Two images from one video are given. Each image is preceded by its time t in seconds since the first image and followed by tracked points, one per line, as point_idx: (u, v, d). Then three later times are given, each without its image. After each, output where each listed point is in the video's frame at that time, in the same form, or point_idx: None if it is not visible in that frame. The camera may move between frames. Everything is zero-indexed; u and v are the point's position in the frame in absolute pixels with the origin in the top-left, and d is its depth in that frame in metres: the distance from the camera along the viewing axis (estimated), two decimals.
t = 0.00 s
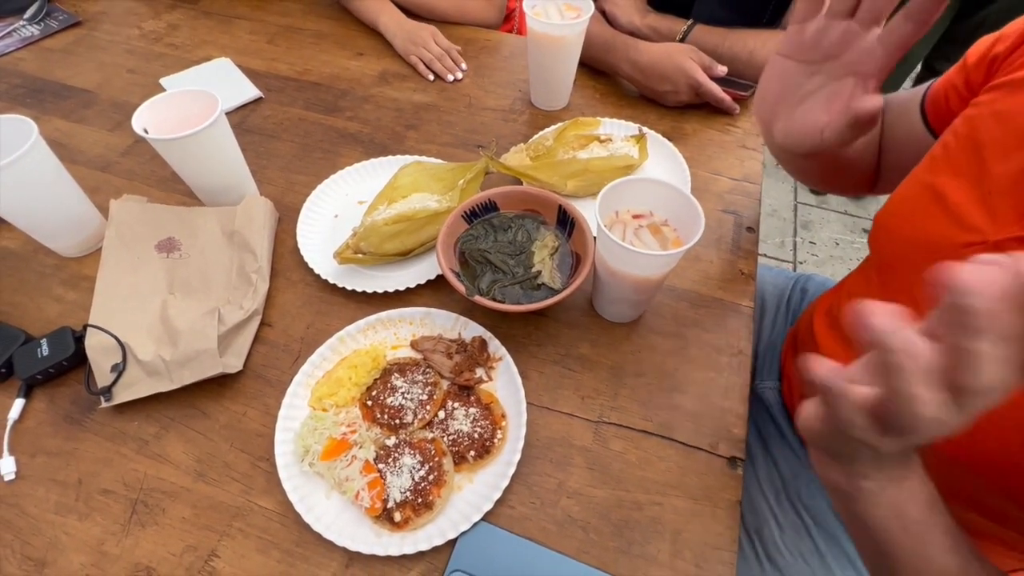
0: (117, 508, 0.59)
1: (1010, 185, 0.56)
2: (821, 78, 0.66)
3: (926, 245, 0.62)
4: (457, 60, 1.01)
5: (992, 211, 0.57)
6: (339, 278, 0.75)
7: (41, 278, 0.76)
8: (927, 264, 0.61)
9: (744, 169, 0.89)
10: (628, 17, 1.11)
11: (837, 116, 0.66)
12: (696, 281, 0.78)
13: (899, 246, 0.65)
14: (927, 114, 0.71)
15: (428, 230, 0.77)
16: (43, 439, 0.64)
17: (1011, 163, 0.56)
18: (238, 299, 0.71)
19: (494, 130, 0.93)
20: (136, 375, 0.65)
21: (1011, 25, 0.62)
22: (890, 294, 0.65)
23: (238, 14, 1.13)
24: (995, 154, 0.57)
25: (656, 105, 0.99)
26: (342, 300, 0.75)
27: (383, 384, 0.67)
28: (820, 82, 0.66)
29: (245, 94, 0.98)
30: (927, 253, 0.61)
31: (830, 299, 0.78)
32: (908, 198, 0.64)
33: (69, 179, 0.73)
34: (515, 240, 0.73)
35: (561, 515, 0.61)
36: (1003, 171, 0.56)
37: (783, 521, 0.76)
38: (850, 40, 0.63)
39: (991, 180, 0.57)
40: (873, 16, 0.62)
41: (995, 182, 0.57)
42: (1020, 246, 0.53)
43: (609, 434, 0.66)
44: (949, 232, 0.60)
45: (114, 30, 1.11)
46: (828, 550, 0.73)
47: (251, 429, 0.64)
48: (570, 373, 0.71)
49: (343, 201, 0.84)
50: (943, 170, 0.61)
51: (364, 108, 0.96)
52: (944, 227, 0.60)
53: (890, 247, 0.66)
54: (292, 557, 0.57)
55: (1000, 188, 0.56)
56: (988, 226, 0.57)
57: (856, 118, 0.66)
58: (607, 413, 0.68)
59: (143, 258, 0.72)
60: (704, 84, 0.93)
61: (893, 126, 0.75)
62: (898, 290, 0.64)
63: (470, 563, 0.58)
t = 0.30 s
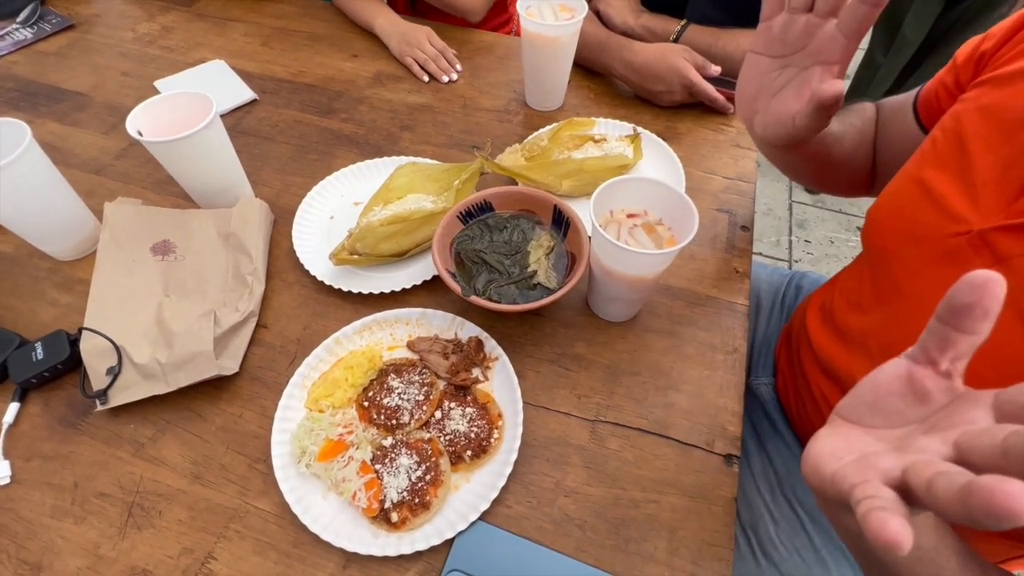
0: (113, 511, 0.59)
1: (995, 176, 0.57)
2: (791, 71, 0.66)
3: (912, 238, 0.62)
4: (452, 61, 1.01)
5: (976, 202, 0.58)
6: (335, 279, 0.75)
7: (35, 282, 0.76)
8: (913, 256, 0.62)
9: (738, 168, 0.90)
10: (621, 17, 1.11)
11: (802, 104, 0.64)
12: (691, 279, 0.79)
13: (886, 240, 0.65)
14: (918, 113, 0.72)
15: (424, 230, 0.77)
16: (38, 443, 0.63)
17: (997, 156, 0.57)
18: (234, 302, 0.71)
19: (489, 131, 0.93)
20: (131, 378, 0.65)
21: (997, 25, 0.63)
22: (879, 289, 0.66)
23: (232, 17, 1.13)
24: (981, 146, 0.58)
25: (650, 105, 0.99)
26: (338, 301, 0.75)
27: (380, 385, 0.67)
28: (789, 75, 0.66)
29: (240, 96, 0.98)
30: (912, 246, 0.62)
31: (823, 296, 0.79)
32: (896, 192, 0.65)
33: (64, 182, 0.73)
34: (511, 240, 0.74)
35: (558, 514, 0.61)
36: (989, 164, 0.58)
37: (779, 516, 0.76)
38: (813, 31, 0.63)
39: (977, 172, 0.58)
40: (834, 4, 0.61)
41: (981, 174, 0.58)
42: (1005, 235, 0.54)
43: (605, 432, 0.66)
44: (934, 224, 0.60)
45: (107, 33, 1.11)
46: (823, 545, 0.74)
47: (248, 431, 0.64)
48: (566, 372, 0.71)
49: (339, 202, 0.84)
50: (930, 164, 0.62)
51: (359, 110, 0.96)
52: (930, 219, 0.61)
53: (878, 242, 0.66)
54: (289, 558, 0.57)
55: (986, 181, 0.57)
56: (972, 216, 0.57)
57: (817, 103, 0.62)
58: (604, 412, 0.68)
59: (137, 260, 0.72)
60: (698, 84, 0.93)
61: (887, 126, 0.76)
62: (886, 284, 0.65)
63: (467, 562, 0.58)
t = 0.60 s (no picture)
0: (107, 517, 0.59)
1: (991, 178, 0.57)
2: (798, 100, 0.69)
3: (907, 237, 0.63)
4: (446, 63, 1.01)
5: (972, 204, 0.58)
6: (329, 281, 0.75)
7: (27, 287, 0.75)
8: (908, 255, 0.62)
9: (731, 167, 0.90)
10: (614, 18, 1.11)
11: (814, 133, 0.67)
12: (685, 279, 0.79)
13: (880, 238, 0.66)
14: (917, 112, 0.72)
15: (419, 232, 0.77)
16: (31, 450, 0.63)
17: (993, 157, 0.57)
18: (227, 306, 0.71)
19: (483, 133, 0.93)
20: (125, 383, 0.64)
21: (999, 21, 0.63)
22: (872, 286, 0.67)
23: (224, 20, 1.13)
24: (977, 146, 0.59)
25: (643, 105, 1.00)
26: (332, 304, 0.75)
27: (375, 388, 0.67)
28: (795, 104, 0.69)
29: (232, 99, 0.97)
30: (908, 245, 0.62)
31: (817, 294, 0.79)
32: (893, 190, 0.65)
33: (55, 187, 0.72)
34: (505, 241, 0.74)
35: (554, 514, 0.61)
36: (985, 165, 0.58)
37: (775, 514, 0.77)
38: (822, 65, 0.66)
39: (973, 173, 0.58)
40: (841, 42, 0.64)
41: (977, 176, 0.58)
42: (1000, 239, 0.55)
43: (601, 432, 0.66)
44: (930, 225, 0.60)
45: (98, 37, 1.10)
46: (819, 543, 0.74)
47: (243, 435, 0.64)
48: (561, 372, 0.71)
49: (332, 205, 0.83)
50: (927, 162, 0.62)
51: (352, 112, 0.96)
52: (926, 219, 0.61)
53: (873, 240, 0.66)
54: (285, 562, 0.57)
55: (982, 183, 0.58)
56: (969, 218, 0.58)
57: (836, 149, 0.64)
58: (599, 411, 0.68)
59: (130, 265, 0.71)
60: (690, 84, 0.94)
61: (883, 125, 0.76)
62: (879, 282, 0.65)
63: (464, 563, 0.58)
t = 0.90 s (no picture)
0: (109, 526, 0.59)
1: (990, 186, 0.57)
2: (782, 118, 0.67)
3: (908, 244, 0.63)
4: (445, 67, 1.02)
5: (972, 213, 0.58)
6: (329, 286, 0.75)
7: (24, 295, 0.75)
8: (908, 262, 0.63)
9: (727, 167, 0.91)
10: (608, 19, 1.12)
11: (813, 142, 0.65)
12: (683, 278, 0.79)
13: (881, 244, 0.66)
14: (916, 107, 0.73)
15: (418, 235, 0.77)
16: (30, 459, 0.63)
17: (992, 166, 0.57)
18: (227, 311, 0.70)
19: (480, 135, 0.93)
20: (124, 390, 0.64)
21: (1003, 21, 0.63)
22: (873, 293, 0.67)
23: (219, 24, 1.13)
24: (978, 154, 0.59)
25: (639, 105, 1.00)
26: (332, 308, 0.75)
27: (376, 391, 0.67)
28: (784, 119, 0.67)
29: (229, 104, 0.97)
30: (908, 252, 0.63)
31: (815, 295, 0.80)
32: (894, 195, 0.66)
33: (52, 194, 0.72)
34: (504, 243, 0.74)
35: (557, 515, 0.61)
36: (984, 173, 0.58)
37: (775, 513, 0.77)
38: (799, 86, 0.64)
39: (972, 181, 0.59)
40: (813, 58, 0.62)
41: (976, 183, 0.58)
42: (997, 248, 0.54)
43: (603, 432, 0.66)
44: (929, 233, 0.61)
45: (92, 42, 1.10)
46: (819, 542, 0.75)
47: (244, 441, 0.64)
48: (562, 373, 0.71)
49: (331, 209, 0.83)
50: (928, 168, 0.63)
51: (348, 116, 0.96)
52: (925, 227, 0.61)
53: (873, 245, 0.67)
54: (289, 568, 0.57)
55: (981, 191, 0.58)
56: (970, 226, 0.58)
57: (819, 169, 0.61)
58: (600, 412, 0.68)
59: (128, 271, 0.71)
60: (685, 85, 0.94)
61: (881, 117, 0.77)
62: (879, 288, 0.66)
63: (468, 565, 0.58)
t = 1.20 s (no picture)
0: (117, 537, 0.58)
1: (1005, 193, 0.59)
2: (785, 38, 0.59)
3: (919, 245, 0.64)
4: (444, 70, 1.01)
5: (985, 215, 0.59)
6: (333, 291, 0.75)
7: (24, 305, 0.74)
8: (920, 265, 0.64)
9: (727, 167, 0.91)
10: (606, 21, 1.12)
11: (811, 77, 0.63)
12: (686, 278, 0.79)
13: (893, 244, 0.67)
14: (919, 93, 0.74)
15: (422, 238, 0.77)
16: (36, 470, 0.62)
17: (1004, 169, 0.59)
18: (231, 317, 0.70)
19: (480, 137, 0.93)
20: (130, 400, 0.63)
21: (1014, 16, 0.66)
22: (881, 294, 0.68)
23: (215, 29, 1.12)
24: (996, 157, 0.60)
25: (638, 106, 1.00)
26: (336, 313, 0.74)
27: (384, 397, 0.66)
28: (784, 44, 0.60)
29: (227, 109, 0.97)
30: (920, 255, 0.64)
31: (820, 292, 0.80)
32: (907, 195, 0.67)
33: (52, 203, 0.71)
34: (508, 245, 0.74)
35: (568, 517, 0.61)
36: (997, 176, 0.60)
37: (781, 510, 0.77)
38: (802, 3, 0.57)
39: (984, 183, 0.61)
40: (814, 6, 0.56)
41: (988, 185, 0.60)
42: (1015, 254, 0.56)
43: (611, 434, 0.67)
44: (943, 233, 0.62)
45: (87, 49, 1.09)
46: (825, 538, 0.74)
47: (252, 448, 0.63)
48: (569, 375, 0.71)
49: (333, 214, 0.83)
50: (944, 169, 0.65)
51: (348, 120, 0.96)
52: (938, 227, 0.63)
53: (884, 242, 0.69)
54: None
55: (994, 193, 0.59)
56: (984, 232, 0.59)
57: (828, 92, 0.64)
58: (608, 413, 0.68)
59: (130, 280, 0.71)
60: (684, 85, 0.95)
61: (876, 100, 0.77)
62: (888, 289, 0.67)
63: (480, 570, 0.58)
